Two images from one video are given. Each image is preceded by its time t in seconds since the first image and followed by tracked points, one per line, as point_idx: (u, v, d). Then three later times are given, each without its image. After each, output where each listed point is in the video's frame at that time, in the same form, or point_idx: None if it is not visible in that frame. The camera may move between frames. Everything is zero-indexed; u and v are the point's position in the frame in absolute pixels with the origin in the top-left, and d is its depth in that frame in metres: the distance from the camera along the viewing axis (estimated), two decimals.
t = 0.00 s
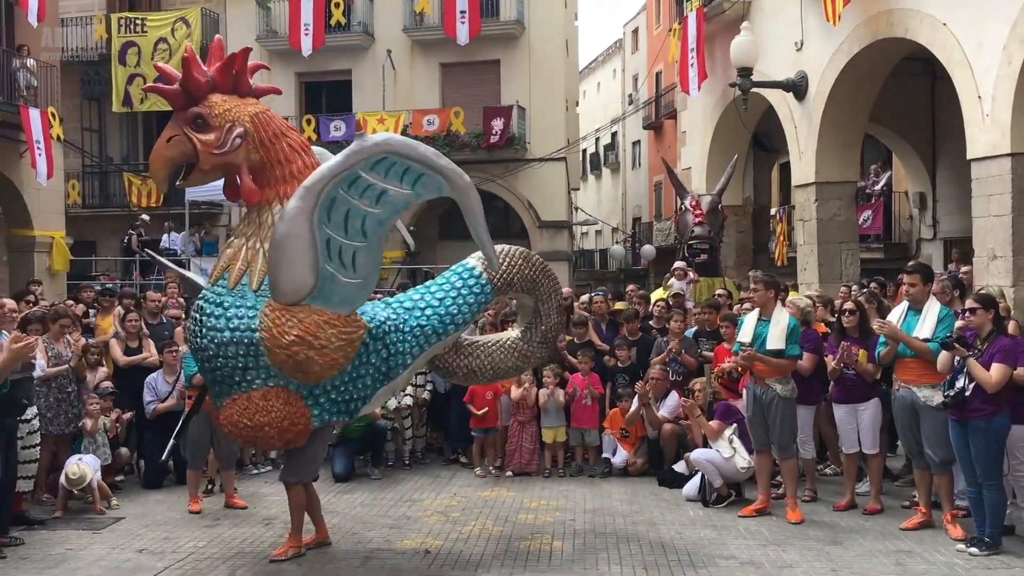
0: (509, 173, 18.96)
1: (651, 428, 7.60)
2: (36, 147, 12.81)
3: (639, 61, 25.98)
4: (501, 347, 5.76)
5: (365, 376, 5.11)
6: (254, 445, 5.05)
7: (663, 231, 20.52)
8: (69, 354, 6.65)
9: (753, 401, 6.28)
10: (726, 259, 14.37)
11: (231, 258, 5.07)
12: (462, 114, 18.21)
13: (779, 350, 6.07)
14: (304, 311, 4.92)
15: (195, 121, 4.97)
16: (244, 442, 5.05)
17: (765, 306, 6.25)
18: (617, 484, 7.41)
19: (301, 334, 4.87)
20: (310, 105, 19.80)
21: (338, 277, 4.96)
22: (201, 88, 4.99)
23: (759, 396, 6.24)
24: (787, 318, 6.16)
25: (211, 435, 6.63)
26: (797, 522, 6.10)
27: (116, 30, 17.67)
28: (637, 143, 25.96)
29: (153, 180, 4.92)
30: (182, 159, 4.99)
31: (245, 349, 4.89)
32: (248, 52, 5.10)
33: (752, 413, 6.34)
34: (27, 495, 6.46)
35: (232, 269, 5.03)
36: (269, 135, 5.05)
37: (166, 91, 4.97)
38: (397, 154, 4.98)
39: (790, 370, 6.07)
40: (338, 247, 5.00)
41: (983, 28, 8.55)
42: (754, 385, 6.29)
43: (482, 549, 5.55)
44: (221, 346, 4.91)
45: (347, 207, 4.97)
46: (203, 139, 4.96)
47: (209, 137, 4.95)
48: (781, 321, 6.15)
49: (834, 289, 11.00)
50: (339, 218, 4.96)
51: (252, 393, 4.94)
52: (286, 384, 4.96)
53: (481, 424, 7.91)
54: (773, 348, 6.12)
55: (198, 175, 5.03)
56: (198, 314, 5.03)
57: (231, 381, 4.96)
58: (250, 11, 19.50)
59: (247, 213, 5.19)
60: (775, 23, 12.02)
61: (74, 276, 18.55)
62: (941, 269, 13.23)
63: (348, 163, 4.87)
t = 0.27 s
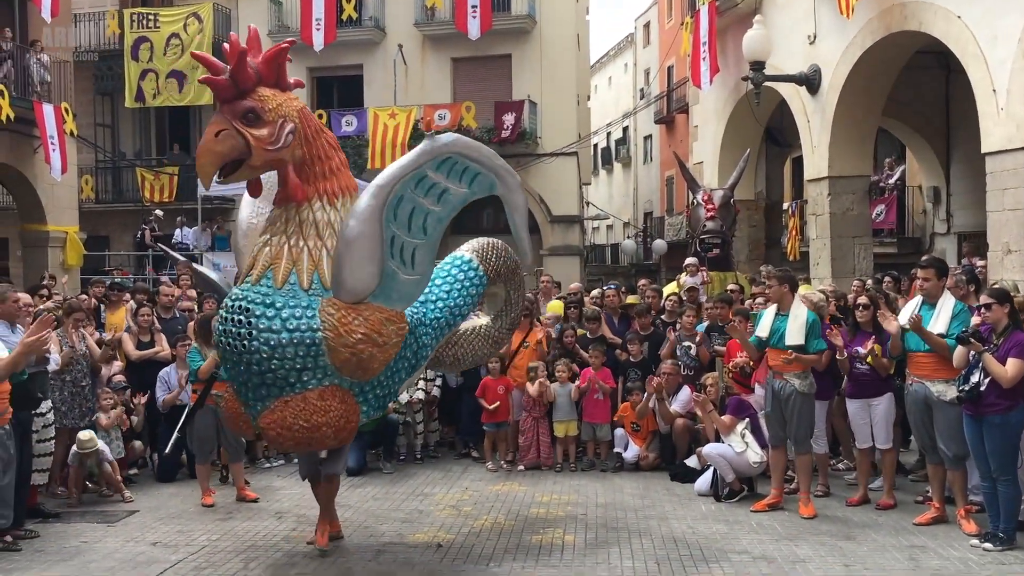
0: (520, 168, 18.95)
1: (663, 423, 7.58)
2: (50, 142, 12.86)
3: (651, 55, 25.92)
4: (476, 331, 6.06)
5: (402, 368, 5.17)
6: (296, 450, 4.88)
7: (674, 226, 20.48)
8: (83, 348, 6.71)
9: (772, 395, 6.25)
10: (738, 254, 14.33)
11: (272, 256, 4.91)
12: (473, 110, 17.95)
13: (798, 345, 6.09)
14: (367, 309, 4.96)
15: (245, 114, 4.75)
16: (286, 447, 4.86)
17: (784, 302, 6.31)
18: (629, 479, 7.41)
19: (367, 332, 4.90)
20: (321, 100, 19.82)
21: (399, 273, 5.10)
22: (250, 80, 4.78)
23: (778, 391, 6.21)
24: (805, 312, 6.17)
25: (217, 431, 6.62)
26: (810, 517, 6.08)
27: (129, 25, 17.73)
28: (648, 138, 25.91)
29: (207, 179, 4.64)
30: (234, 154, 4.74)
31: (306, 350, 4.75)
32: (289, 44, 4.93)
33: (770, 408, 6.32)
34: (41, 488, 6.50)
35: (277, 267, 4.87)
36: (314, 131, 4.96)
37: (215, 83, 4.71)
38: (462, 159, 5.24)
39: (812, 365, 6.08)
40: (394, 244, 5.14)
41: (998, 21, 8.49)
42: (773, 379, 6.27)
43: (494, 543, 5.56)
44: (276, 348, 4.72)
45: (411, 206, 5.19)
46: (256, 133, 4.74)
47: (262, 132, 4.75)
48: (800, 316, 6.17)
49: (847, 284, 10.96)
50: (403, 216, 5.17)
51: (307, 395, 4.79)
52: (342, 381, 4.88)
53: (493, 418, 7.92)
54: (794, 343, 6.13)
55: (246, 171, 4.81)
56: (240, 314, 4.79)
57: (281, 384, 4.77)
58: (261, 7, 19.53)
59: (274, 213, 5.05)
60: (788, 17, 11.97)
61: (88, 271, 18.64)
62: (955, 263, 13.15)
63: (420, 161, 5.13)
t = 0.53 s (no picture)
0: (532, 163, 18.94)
1: (675, 418, 7.61)
2: (64, 138, 12.91)
3: (663, 50, 25.85)
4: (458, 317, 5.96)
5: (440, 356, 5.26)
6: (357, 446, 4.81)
7: (686, 221, 20.44)
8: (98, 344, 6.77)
9: (791, 391, 6.24)
10: (750, 249, 14.30)
11: (332, 245, 4.87)
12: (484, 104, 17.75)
13: (816, 341, 6.09)
14: (433, 296, 5.04)
15: (320, 93, 4.62)
16: (348, 444, 4.77)
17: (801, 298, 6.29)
18: (641, 474, 7.41)
19: (434, 318, 4.98)
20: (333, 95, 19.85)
21: (455, 257, 5.19)
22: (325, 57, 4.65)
23: (797, 387, 6.19)
24: (824, 309, 6.13)
25: (231, 422, 6.63)
26: (823, 513, 6.07)
27: (141, 21, 17.78)
28: (660, 133, 25.86)
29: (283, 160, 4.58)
30: (309, 137, 4.63)
31: (382, 338, 4.74)
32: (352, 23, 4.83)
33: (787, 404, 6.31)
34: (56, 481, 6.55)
35: (340, 256, 4.84)
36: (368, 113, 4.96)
37: (294, 58, 4.53)
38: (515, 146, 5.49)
39: (829, 362, 6.07)
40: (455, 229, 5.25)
41: (1013, 15, 8.43)
42: (791, 376, 6.25)
43: (507, 538, 5.56)
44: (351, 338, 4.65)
45: (468, 189, 5.32)
46: (331, 115, 4.65)
47: (336, 114, 4.66)
48: (819, 313, 6.13)
49: (861, 279, 10.91)
50: (462, 199, 5.28)
51: (377, 385, 4.76)
52: (404, 370, 4.90)
53: (505, 414, 7.89)
54: (811, 339, 6.12)
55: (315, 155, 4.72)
56: (310, 306, 4.66)
57: (350, 377, 4.70)
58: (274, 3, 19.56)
59: (319, 201, 5.00)
60: (801, 11, 11.92)
61: (102, 266, 18.73)
62: (969, 258, 13.09)
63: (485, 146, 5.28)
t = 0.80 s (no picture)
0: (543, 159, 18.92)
1: (686, 414, 7.58)
2: (77, 134, 12.95)
3: (674, 45, 25.77)
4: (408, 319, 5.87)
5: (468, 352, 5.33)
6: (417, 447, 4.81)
7: (697, 217, 20.39)
8: (110, 339, 6.80)
9: (808, 388, 6.22)
10: (762, 245, 14.25)
11: (398, 240, 4.82)
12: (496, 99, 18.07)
13: (836, 338, 6.02)
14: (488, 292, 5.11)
15: (403, 84, 4.63)
16: (413, 445, 4.76)
17: (820, 295, 6.24)
18: (651, 469, 7.40)
19: (489, 313, 5.07)
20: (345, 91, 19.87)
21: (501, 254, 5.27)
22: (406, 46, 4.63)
23: (814, 383, 6.17)
24: (843, 305, 6.09)
25: (246, 416, 6.64)
26: (835, 509, 6.05)
27: (153, 18, 17.83)
28: (671, 128, 25.80)
29: (374, 151, 4.61)
30: (395, 130, 4.66)
31: (453, 334, 4.78)
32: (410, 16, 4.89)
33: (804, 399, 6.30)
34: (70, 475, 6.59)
35: (408, 252, 4.80)
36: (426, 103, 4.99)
37: (389, 46, 4.48)
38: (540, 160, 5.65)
39: (847, 359, 6.03)
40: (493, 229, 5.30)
41: None
42: (809, 372, 6.22)
43: (517, 533, 5.57)
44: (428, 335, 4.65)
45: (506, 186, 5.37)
46: (410, 106, 4.67)
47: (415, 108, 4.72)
48: (837, 309, 6.08)
49: (873, 275, 10.87)
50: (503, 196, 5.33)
51: (444, 382, 4.80)
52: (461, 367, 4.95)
53: (515, 409, 7.90)
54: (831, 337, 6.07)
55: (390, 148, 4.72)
56: (391, 304, 4.59)
57: (423, 375, 4.68)
58: None
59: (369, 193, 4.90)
60: (813, 5, 11.86)
61: (114, 261, 18.82)
62: (983, 254, 13.02)
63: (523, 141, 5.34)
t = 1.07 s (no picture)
0: (552, 155, 18.90)
1: (696, 410, 7.57)
2: (89, 131, 13.00)
3: (685, 41, 25.69)
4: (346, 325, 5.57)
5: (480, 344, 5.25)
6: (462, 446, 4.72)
7: (707, 213, 20.34)
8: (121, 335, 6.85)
9: (820, 384, 6.19)
10: (772, 241, 14.21)
11: (459, 231, 4.66)
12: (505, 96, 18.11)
13: (851, 335, 6.00)
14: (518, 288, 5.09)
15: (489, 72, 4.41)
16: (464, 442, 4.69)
17: (835, 290, 6.21)
18: (661, 466, 7.39)
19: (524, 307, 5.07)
20: (355, 87, 19.89)
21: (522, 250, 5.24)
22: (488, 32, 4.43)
23: (827, 380, 6.15)
24: (858, 302, 6.07)
25: (260, 411, 6.65)
26: (844, 506, 6.04)
27: (164, 14, 17.87)
28: (682, 124, 25.73)
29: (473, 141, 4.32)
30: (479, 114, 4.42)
31: (509, 327, 4.73)
32: None
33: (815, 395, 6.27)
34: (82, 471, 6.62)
35: (469, 244, 4.67)
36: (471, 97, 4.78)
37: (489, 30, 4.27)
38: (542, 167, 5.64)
39: (860, 355, 6.01)
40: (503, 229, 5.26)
41: None
42: (822, 369, 6.20)
43: (526, 529, 5.58)
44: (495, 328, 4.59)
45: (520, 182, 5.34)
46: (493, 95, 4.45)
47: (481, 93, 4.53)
48: (852, 306, 6.07)
49: (884, 271, 10.83)
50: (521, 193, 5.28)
51: (493, 376, 4.76)
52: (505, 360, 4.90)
53: (525, 406, 7.90)
54: (845, 333, 6.05)
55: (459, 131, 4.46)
56: (468, 296, 4.45)
57: (483, 369, 4.60)
58: None
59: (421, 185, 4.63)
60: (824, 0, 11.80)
61: (125, 257, 18.90)
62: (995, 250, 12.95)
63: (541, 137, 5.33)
